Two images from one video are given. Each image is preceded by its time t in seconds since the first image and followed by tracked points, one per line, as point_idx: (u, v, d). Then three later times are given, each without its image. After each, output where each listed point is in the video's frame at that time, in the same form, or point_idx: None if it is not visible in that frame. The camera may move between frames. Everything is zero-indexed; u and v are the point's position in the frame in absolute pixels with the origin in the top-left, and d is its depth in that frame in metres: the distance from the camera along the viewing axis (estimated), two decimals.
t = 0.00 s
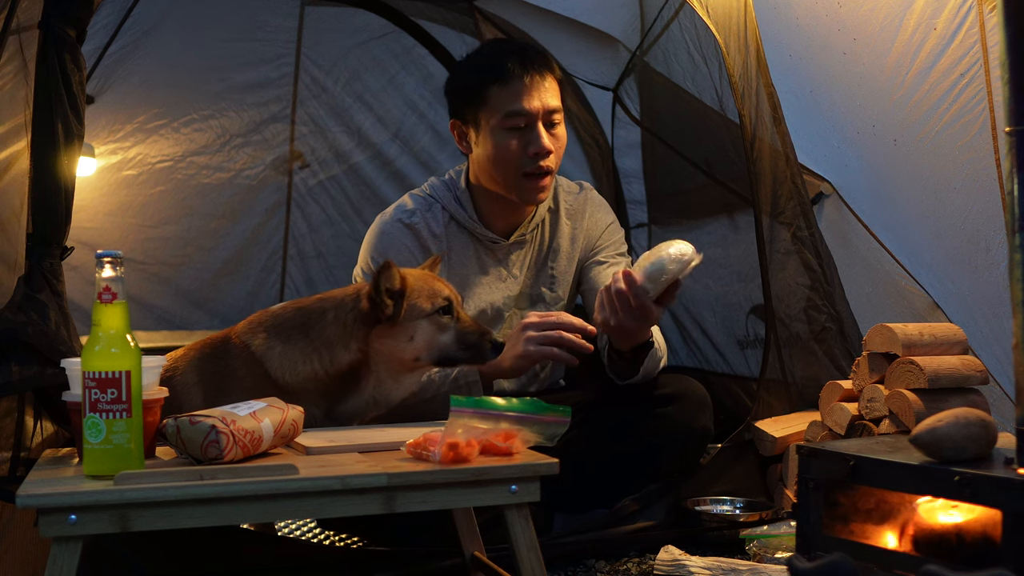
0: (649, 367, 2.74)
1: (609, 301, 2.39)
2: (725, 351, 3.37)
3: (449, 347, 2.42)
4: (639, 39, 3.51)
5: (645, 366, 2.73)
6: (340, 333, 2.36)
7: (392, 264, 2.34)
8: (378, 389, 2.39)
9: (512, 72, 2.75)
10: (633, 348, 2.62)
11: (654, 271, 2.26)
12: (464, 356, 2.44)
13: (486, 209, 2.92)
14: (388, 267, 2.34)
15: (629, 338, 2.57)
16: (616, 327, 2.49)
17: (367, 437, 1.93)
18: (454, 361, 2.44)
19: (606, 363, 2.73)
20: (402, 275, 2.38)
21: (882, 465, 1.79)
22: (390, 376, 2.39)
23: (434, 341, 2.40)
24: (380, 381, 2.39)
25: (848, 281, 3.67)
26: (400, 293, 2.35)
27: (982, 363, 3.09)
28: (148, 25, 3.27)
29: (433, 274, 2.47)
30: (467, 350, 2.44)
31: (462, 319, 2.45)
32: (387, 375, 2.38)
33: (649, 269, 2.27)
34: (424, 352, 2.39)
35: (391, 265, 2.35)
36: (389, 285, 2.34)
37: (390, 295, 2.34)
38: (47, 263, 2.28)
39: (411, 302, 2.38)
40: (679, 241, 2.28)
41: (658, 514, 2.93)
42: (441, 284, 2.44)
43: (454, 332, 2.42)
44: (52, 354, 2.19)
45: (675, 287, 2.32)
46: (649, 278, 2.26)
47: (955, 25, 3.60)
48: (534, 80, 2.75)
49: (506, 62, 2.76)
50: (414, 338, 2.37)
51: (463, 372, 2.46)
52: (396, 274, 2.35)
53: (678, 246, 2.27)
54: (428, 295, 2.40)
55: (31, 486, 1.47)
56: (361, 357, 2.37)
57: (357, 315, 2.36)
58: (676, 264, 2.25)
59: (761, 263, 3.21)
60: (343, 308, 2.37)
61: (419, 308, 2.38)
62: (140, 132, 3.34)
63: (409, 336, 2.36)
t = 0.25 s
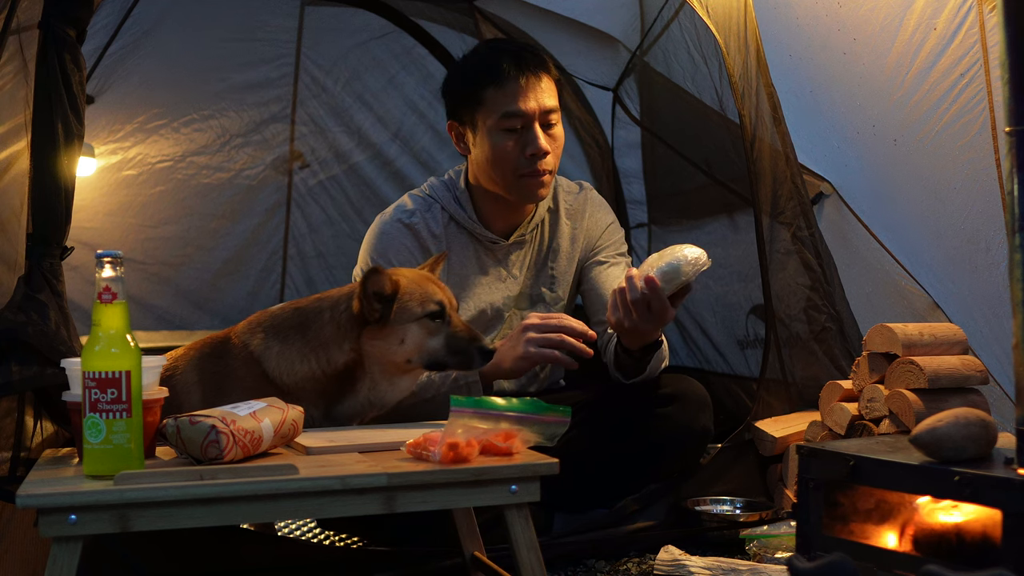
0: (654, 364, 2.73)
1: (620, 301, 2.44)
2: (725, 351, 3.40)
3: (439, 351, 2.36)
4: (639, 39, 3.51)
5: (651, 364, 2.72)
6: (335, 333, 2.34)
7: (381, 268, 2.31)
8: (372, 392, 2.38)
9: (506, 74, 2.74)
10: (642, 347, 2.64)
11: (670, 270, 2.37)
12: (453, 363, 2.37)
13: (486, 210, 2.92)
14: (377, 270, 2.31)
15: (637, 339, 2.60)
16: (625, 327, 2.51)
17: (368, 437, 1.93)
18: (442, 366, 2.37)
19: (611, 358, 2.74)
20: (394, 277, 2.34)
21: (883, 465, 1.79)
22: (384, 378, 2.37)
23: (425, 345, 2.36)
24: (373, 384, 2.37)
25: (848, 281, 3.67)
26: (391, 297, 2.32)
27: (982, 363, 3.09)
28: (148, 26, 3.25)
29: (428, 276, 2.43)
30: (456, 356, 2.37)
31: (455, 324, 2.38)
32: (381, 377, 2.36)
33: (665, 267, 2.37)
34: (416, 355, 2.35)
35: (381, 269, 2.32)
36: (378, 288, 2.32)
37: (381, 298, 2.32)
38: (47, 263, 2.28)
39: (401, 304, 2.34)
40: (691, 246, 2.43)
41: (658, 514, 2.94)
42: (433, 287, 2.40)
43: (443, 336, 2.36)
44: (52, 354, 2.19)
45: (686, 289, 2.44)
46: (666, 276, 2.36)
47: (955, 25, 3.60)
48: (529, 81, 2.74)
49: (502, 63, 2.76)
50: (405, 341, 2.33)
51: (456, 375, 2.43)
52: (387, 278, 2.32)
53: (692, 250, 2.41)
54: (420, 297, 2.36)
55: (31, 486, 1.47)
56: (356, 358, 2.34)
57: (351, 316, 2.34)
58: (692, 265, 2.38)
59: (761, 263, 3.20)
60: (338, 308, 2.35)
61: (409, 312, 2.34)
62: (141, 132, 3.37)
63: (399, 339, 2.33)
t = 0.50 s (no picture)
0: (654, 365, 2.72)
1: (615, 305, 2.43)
2: (725, 351, 3.41)
3: (396, 367, 2.19)
4: (639, 39, 3.51)
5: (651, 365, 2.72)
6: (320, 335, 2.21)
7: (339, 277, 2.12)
8: (354, 398, 2.24)
9: (504, 74, 2.75)
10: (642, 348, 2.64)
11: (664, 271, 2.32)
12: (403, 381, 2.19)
13: (485, 210, 2.91)
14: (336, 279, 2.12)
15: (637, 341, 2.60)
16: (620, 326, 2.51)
17: (368, 437, 1.93)
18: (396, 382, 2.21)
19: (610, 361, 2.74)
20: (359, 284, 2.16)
21: (883, 465, 1.79)
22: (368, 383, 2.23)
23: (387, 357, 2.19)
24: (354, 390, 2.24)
25: (848, 281, 3.67)
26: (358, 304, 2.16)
27: (982, 363, 3.09)
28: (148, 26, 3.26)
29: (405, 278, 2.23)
30: (410, 375, 2.19)
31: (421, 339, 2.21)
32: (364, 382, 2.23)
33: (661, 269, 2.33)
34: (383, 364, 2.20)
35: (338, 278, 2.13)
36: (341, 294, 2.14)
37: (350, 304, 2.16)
38: (47, 263, 2.28)
39: (369, 311, 2.17)
40: (685, 246, 2.39)
41: (658, 514, 2.94)
42: (403, 297, 2.19)
43: (400, 350, 2.18)
44: (52, 354, 2.19)
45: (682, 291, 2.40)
46: (661, 279, 2.32)
47: (955, 25, 3.60)
48: (527, 81, 2.74)
49: (499, 64, 2.76)
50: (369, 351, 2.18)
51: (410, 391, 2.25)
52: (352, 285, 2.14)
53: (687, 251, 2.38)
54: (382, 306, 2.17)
55: (31, 486, 1.47)
56: (334, 364, 2.21)
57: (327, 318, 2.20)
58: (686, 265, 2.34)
59: (761, 263, 3.20)
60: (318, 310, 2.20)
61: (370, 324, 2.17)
62: (140, 132, 3.37)
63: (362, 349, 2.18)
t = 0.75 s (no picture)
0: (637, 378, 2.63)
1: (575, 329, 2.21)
2: (725, 351, 3.40)
3: (376, 371, 2.33)
4: (639, 39, 3.51)
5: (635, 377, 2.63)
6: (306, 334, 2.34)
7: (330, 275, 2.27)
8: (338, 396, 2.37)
9: (499, 78, 2.73)
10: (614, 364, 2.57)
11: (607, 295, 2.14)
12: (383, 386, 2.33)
13: (483, 210, 2.91)
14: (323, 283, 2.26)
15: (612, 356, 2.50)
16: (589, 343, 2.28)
17: (368, 437, 1.93)
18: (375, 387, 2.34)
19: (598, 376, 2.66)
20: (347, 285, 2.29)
21: (882, 465, 1.79)
22: (348, 384, 2.36)
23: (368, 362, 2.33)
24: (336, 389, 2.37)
25: (848, 281, 3.67)
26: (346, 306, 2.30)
27: (982, 363, 3.09)
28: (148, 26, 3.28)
29: (390, 284, 2.37)
30: (388, 380, 2.32)
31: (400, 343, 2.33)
32: (345, 383, 2.36)
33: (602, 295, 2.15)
34: (360, 367, 2.33)
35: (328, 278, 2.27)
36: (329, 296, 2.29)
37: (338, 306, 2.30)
38: (47, 263, 2.28)
39: (357, 314, 2.31)
40: (643, 268, 2.17)
41: (658, 514, 2.94)
42: (389, 301, 2.33)
43: (384, 354, 2.32)
44: (52, 354, 2.19)
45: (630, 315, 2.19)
46: (603, 303, 2.14)
47: (955, 25, 3.60)
48: (521, 86, 2.71)
49: (495, 67, 2.74)
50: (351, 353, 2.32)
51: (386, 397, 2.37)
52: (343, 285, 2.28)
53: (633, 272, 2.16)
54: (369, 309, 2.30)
55: (31, 486, 1.47)
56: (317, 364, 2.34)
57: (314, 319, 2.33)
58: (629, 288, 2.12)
59: (761, 263, 3.21)
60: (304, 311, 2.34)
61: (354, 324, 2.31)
62: (140, 132, 3.37)
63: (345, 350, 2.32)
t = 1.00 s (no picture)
0: (612, 381, 2.66)
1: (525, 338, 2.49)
2: (725, 351, 3.40)
3: (382, 348, 2.50)
4: (640, 39, 3.51)
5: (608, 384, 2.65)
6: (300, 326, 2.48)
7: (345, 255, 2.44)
8: (334, 383, 2.54)
9: (487, 82, 2.72)
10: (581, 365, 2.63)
11: (545, 301, 2.39)
12: (391, 362, 2.52)
13: (474, 210, 2.93)
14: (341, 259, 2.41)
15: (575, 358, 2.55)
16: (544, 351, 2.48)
17: (368, 437, 1.93)
18: (381, 364, 2.52)
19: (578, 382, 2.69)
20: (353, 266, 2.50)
21: (882, 465, 1.79)
22: (342, 369, 2.53)
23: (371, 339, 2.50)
24: (333, 374, 2.53)
25: (848, 281, 3.67)
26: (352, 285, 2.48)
27: (982, 363, 3.09)
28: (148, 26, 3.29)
29: (383, 270, 2.56)
30: (395, 357, 2.51)
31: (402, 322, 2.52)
32: (338, 368, 2.52)
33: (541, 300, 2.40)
34: (364, 347, 2.50)
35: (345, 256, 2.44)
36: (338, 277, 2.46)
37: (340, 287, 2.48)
38: (47, 263, 2.28)
39: (359, 296, 2.48)
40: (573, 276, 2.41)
41: (658, 514, 2.93)
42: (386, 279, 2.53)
43: (388, 331, 2.50)
44: (52, 353, 2.19)
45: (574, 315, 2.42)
46: (539, 311, 2.39)
47: (955, 25, 3.60)
48: (509, 92, 2.71)
49: (482, 71, 2.74)
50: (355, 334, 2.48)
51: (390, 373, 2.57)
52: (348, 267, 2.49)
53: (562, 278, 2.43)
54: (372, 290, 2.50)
55: (31, 486, 1.47)
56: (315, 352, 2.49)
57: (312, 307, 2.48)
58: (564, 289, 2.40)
59: (761, 263, 3.21)
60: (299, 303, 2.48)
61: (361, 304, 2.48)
62: (140, 132, 3.34)
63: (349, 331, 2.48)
